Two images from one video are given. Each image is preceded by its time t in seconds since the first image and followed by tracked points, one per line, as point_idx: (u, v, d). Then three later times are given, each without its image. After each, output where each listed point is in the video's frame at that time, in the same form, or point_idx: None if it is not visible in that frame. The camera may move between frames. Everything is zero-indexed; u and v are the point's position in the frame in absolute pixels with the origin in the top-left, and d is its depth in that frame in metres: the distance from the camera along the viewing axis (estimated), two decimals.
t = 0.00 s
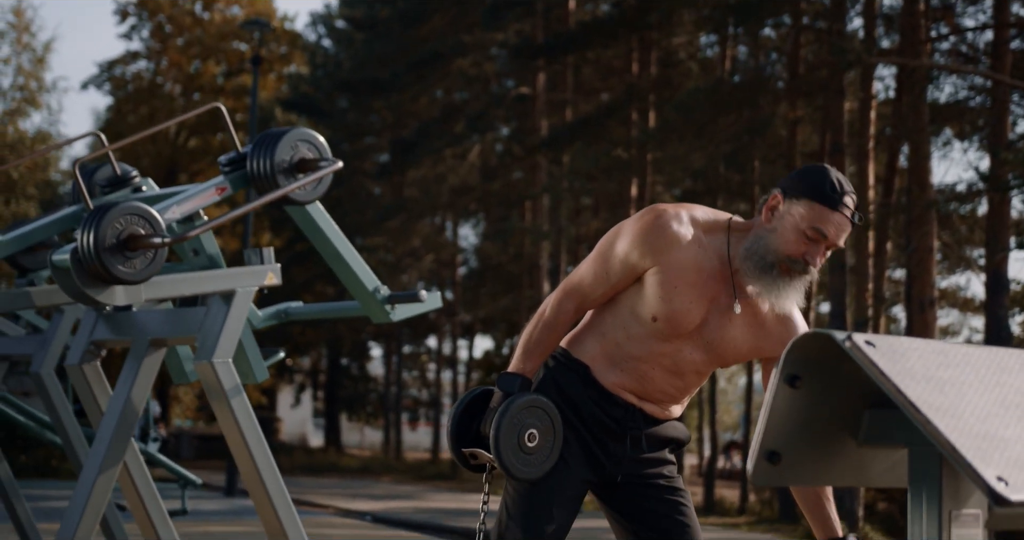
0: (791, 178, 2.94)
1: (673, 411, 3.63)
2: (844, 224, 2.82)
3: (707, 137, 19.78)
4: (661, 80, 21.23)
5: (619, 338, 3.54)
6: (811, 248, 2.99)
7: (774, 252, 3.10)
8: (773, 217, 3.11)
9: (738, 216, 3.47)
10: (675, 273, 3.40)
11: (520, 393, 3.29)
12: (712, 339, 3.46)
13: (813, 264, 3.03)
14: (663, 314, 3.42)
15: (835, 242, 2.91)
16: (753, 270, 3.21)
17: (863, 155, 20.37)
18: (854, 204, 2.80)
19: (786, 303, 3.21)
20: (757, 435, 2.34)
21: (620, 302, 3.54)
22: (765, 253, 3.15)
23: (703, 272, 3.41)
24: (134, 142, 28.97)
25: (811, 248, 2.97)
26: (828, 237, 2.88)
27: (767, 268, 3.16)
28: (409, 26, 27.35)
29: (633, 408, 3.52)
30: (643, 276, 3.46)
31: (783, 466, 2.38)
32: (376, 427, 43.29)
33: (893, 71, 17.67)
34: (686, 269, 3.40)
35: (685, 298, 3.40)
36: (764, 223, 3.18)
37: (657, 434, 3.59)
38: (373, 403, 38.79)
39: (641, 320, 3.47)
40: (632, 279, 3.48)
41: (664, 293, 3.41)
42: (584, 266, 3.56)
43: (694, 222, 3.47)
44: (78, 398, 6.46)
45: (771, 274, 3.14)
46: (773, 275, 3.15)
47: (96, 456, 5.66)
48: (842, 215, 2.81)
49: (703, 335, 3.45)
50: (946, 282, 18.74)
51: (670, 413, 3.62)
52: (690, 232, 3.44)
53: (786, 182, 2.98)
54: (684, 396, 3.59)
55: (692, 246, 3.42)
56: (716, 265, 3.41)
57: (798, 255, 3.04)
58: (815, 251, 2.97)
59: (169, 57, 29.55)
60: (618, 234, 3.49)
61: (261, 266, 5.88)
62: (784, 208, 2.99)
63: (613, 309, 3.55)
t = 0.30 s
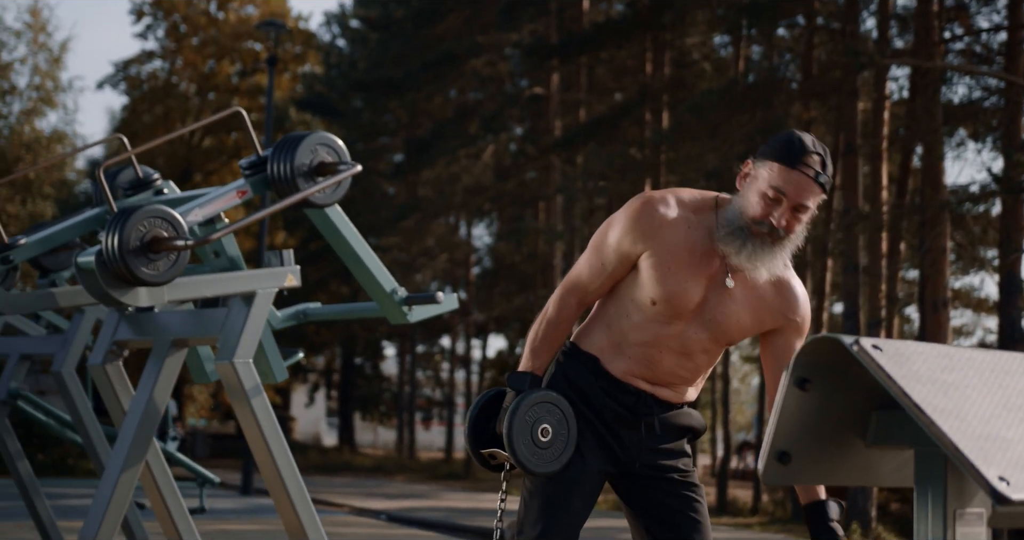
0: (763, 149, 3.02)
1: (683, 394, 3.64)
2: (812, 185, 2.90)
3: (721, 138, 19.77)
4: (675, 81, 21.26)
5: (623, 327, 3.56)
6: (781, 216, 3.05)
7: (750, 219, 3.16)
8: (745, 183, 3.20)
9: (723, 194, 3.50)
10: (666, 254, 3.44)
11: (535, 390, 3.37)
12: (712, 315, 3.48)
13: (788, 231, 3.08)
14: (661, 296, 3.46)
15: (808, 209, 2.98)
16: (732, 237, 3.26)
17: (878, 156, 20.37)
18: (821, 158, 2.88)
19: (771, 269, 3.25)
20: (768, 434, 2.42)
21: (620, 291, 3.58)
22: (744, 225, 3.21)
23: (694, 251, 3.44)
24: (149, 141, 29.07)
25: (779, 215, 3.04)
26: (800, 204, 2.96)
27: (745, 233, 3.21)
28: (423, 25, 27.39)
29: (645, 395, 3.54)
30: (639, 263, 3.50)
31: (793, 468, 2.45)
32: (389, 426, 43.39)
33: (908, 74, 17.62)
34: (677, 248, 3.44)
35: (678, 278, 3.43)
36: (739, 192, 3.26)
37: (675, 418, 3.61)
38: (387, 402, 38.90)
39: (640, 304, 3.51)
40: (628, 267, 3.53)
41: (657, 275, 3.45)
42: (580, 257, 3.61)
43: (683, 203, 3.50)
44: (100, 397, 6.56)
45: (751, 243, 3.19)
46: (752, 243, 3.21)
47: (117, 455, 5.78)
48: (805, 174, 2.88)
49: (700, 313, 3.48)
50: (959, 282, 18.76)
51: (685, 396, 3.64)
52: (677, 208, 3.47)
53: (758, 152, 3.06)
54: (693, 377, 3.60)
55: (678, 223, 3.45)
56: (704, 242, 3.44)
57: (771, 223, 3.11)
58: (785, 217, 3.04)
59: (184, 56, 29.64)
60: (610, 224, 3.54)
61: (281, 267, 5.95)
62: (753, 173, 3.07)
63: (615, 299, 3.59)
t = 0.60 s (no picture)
0: (711, 116, 3.34)
1: (685, 374, 3.55)
2: (755, 140, 3.22)
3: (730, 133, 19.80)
4: (684, 76, 21.31)
5: (611, 315, 3.53)
6: (725, 170, 3.30)
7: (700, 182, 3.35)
8: (692, 153, 3.42)
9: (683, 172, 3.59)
10: (636, 232, 3.47)
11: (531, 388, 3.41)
12: (695, 288, 3.48)
13: (733, 187, 3.30)
14: (640, 276, 3.45)
15: (758, 162, 3.26)
16: (685, 206, 3.39)
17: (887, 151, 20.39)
18: (761, 111, 3.22)
19: (735, 231, 3.37)
20: (775, 429, 2.50)
21: (602, 282, 3.59)
22: (697, 189, 3.36)
23: (664, 225, 3.47)
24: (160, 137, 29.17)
25: (725, 168, 3.29)
26: (746, 157, 3.25)
27: (700, 199, 3.35)
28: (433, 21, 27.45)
29: (646, 379, 3.46)
30: (614, 250, 3.52)
31: (801, 459, 2.54)
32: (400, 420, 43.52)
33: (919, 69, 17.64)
34: (645, 226, 3.47)
35: (653, 254, 3.45)
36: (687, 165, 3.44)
37: (678, 399, 3.51)
38: (397, 396, 39.01)
39: (621, 288, 3.50)
40: (605, 256, 3.55)
41: (631, 254, 3.46)
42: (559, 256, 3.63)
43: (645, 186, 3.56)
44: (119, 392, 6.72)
45: (705, 205, 3.33)
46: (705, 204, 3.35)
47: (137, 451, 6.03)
48: (746, 130, 3.22)
49: (680, 286, 3.47)
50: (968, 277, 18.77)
51: (689, 375, 3.57)
52: (639, 190, 3.55)
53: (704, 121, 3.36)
54: (692, 355, 3.54)
55: (641, 203, 3.51)
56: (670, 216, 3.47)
57: (719, 182, 3.32)
58: (729, 170, 3.28)
59: (195, 52, 29.74)
60: (583, 219, 3.59)
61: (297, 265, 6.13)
62: (700, 140, 3.37)
63: (600, 291, 3.59)
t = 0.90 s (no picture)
0: (656, 100, 3.28)
1: (679, 361, 3.26)
2: (703, 115, 3.18)
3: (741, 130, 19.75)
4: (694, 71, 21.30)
5: (591, 314, 3.29)
6: (674, 149, 3.22)
7: (653, 167, 3.25)
8: (644, 144, 3.34)
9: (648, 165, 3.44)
10: (605, 225, 3.29)
11: (522, 394, 3.23)
12: (669, 273, 3.23)
13: (683, 165, 3.20)
14: (611, 267, 3.24)
15: (703, 136, 3.19)
16: (642, 191, 3.25)
17: (898, 146, 20.33)
18: (704, 86, 3.19)
19: (697, 207, 3.23)
20: (785, 423, 2.58)
21: (579, 284, 3.38)
22: (651, 172, 3.25)
23: (631, 214, 3.28)
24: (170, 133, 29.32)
25: (673, 147, 3.22)
26: (692, 134, 3.18)
27: (654, 184, 3.23)
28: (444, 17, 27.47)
29: (636, 370, 3.18)
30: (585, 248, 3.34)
31: (810, 452, 2.60)
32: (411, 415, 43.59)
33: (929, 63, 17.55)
34: (613, 217, 3.29)
35: (623, 243, 3.25)
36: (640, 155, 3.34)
37: (672, 392, 3.20)
38: (409, 391, 39.07)
39: (596, 284, 3.28)
40: (579, 255, 3.36)
41: (600, 246, 3.27)
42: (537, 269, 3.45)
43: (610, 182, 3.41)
44: (138, 386, 6.85)
45: (659, 187, 3.20)
46: (660, 187, 3.21)
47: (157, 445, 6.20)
48: (688, 106, 3.17)
49: (653, 275, 3.23)
50: (978, 272, 18.78)
51: (684, 365, 3.27)
52: (604, 185, 3.39)
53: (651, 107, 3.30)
54: (681, 344, 3.26)
55: (602, 197, 3.35)
56: (635, 204, 3.29)
57: (669, 163, 3.22)
58: (678, 148, 3.21)
59: (205, 49, 29.73)
60: (556, 224, 3.43)
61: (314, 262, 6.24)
62: (649, 127, 3.30)
63: (579, 292, 3.37)
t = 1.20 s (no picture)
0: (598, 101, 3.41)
1: (654, 357, 3.30)
2: (641, 108, 3.29)
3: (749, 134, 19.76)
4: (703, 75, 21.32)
5: (563, 316, 3.42)
6: (617, 143, 3.33)
7: (600, 164, 3.36)
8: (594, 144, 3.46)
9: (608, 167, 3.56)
10: (565, 226, 3.45)
11: (495, 401, 3.43)
12: (628, 265, 3.32)
13: (625, 157, 3.31)
14: (572, 266, 3.38)
15: (642, 126, 3.29)
16: (594, 188, 3.37)
17: (907, 150, 20.32)
18: (638, 77, 3.30)
19: (647, 198, 3.32)
20: (795, 428, 2.65)
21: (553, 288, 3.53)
22: (599, 168, 3.36)
23: (588, 214, 3.42)
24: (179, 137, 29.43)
25: (615, 141, 3.33)
26: (629, 126, 3.30)
27: (603, 180, 3.34)
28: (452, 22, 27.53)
29: (607, 369, 3.27)
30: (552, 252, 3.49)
31: (817, 457, 2.67)
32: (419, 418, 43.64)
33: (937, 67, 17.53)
34: (571, 218, 3.45)
35: (581, 242, 3.39)
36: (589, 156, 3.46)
37: (649, 391, 3.25)
38: (417, 394, 39.13)
39: (562, 285, 3.42)
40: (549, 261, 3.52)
41: (561, 247, 3.43)
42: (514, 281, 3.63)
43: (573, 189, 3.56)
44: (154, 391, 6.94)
45: (606, 181, 3.32)
46: (609, 181, 3.32)
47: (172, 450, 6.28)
48: (625, 99, 3.29)
49: (612, 268, 3.34)
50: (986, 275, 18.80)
51: (660, 357, 3.31)
52: (567, 192, 3.54)
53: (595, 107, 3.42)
54: (651, 339, 3.31)
55: (562, 200, 3.51)
56: (590, 201, 3.42)
57: (614, 157, 3.33)
58: (620, 141, 3.32)
59: (214, 53, 29.79)
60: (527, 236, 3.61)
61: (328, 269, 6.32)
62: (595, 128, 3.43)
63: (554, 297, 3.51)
